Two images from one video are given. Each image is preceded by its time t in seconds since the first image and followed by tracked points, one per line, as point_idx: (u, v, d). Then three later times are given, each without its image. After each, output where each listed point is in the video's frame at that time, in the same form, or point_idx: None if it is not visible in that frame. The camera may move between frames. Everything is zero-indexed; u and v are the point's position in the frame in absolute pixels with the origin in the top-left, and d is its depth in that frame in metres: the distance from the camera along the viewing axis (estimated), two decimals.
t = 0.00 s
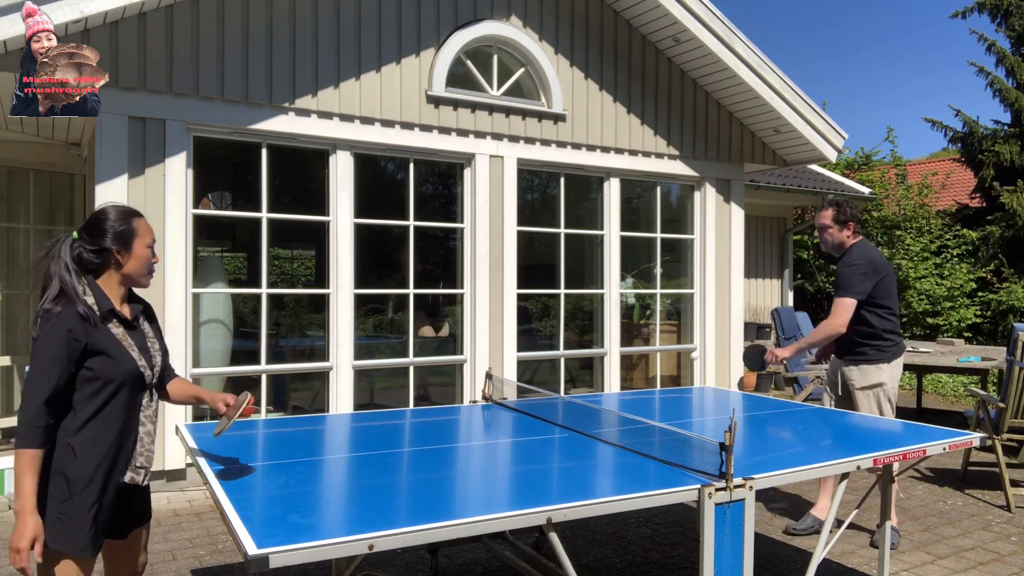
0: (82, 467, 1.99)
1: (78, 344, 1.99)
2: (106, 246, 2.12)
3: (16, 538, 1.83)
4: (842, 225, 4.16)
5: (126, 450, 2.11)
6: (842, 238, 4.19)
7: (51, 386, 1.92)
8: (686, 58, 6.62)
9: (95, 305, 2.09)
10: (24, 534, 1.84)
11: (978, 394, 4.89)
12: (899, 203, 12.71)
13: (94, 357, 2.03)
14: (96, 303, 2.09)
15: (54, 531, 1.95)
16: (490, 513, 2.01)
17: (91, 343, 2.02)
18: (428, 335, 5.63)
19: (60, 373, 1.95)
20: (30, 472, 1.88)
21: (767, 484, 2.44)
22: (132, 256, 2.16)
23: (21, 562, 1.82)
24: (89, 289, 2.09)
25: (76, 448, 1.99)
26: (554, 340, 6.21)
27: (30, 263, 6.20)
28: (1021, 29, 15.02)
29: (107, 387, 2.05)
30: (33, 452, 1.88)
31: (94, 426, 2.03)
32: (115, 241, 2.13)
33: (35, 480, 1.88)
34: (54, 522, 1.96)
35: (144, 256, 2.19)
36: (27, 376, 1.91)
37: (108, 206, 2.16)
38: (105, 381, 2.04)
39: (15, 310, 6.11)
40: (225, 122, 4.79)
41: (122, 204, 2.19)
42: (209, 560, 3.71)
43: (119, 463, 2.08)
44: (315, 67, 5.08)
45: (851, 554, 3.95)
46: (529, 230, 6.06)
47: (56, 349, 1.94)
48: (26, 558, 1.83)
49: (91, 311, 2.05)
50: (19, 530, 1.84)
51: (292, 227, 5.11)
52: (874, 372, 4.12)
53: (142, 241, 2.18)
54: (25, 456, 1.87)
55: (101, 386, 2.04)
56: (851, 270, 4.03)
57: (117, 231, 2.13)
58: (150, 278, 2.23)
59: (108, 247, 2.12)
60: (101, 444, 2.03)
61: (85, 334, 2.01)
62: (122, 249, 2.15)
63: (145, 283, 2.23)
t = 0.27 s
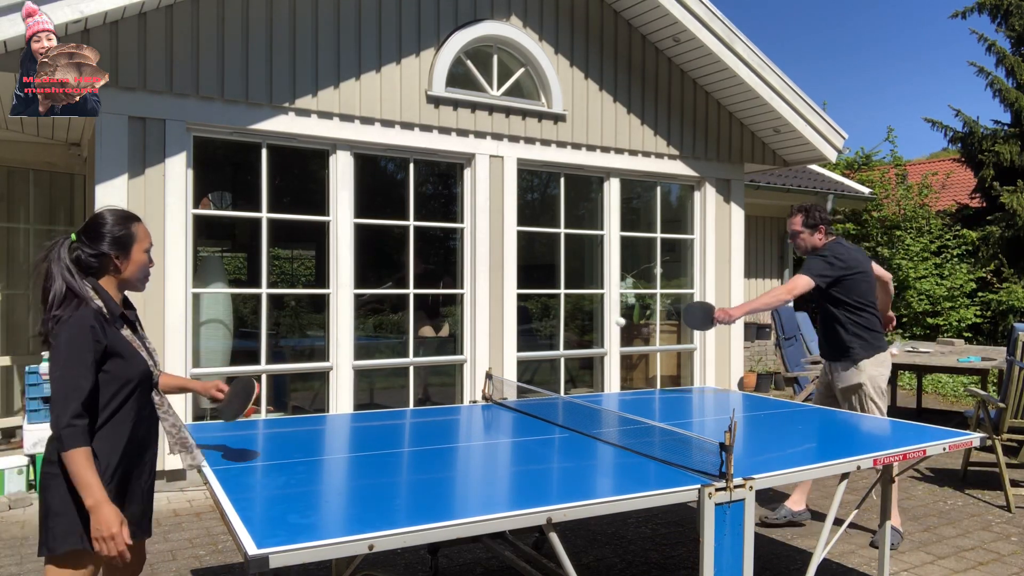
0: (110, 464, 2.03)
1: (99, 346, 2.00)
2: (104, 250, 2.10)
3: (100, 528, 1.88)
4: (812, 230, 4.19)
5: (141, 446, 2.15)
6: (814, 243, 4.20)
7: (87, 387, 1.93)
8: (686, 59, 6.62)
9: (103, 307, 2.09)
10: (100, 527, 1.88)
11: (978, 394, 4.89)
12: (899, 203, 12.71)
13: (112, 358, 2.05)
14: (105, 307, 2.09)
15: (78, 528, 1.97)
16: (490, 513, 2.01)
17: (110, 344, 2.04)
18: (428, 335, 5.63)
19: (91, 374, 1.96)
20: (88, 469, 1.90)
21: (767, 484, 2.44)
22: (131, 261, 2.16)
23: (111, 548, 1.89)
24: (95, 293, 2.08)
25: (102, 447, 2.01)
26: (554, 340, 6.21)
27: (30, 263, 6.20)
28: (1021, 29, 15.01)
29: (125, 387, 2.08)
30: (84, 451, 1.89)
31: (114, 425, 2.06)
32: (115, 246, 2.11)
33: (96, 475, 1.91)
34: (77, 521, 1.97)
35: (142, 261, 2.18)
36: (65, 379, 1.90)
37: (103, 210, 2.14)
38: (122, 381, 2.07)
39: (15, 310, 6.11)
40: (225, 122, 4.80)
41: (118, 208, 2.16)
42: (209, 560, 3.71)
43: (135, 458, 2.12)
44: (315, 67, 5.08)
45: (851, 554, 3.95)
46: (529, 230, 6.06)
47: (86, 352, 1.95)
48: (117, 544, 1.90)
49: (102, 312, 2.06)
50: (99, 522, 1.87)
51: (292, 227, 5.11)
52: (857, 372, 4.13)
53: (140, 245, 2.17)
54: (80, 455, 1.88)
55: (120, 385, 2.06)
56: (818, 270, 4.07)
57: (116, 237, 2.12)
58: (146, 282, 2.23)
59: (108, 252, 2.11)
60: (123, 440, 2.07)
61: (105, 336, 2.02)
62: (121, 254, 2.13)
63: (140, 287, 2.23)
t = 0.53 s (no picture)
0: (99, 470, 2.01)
1: (75, 352, 1.96)
2: (85, 252, 2.08)
3: (119, 512, 1.87)
4: (795, 225, 4.24)
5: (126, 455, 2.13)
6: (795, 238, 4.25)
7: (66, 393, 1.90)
8: (686, 59, 6.62)
9: (83, 312, 2.05)
10: (116, 515, 1.87)
11: (978, 394, 4.89)
12: (899, 203, 12.70)
13: (90, 366, 2.01)
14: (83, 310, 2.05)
15: (66, 536, 1.96)
16: (490, 513, 2.01)
17: (87, 351, 2.00)
18: (427, 335, 5.63)
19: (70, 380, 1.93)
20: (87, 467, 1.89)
21: (767, 485, 2.44)
22: (110, 264, 2.10)
23: (134, 530, 1.89)
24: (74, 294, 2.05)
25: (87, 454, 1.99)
26: (554, 340, 6.21)
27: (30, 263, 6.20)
28: (1021, 29, 15.01)
29: (102, 396, 2.03)
30: (76, 453, 1.88)
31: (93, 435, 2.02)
32: (94, 247, 2.08)
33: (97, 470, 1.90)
34: (63, 529, 1.96)
35: (123, 265, 2.12)
36: (43, 386, 1.88)
37: (94, 211, 2.11)
38: (100, 390, 2.03)
39: (15, 311, 6.11)
40: (225, 123, 4.80)
41: (113, 210, 2.15)
42: (209, 560, 3.71)
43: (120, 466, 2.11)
44: (315, 66, 5.08)
45: (851, 554, 3.95)
46: (529, 230, 6.06)
47: (61, 361, 1.91)
48: (141, 524, 1.91)
49: (80, 317, 2.02)
50: (115, 509, 1.86)
51: (292, 228, 5.11)
52: (835, 366, 4.18)
53: (122, 248, 2.11)
54: (74, 455, 1.87)
55: (98, 394, 2.02)
56: (810, 263, 4.07)
57: (98, 238, 2.08)
58: (129, 287, 2.17)
59: (86, 253, 2.07)
60: (106, 449, 2.05)
61: (81, 344, 1.98)
62: (100, 256, 2.09)
63: (123, 291, 2.16)
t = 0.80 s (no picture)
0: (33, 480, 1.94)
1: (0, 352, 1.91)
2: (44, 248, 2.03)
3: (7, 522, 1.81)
4: (793, 221, 4.25)
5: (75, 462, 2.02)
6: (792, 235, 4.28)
7: None
8: (686, 59, 6.62)
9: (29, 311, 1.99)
10: (8, 523, 1.81)
11: (978, 394, 4.89)
12: (900, 203, 12.70)
13: (19, 366, 1.95)
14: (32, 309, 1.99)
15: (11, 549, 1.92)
16: (490, 513, 2.01)
17: (16, 351, 1.93)
18: (427, 335, 5.63)
19: None
20: None
21: (767, 485, 2.44)
22: (71, 259, 2.04)
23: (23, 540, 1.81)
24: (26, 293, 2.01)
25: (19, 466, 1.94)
26: (554, 340, 6.21)
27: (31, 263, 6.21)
28: (1021, 29, 15.02)
29: (32, 401, 1.95)
30: None
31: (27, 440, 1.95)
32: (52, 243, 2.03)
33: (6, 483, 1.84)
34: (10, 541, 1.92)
35: (86, 259, 2.06)
36: None
37: (63, 207, 2.08)
38: (29, 394, 1.95)
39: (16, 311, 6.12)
40: (225, 123, 4.79)
41: (83, 207, 2.11)
42: (209, 560, 3.71)
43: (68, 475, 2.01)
44: (315, 66, 5.08)
45: (851, 554, 3.95)
46: (529, 230, 6.06)
47: None
48: (29, 536, 1.81)
49: (22, 316, 1.97)
50: (7, 517, 1.81)
51: (292, 228, 5.11)
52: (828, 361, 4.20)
53: (85, 242, 2.06)
54: None
55: (27, 398, 1.95)
56: (834, 261, 4.13)
57: (57, 232, 2.03)
58: (95, 286, 2.09)
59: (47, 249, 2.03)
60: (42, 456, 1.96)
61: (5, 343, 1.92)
62: (60, 251, 2.03)
63: (88, 290, 2.09)
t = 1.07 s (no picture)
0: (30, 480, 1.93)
1: None
2: (38, 243, 2.04)
3: None
4: (801, 222, 4.20)
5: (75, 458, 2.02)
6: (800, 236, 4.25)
7: None
8: (686, 59, 6.62)
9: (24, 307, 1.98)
10: None
11: (978, 394, 4.88)
12: (900, 203, 12.70)
13: (18, 363, 1.95)
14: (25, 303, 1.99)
15: (7, 553, 1.94)
16: (490, 513, 2.01)
17: (12, 347, 1.94)
18: (428, 335, 5.63)
19: None
20: None
21: (767, 485, 2.44)
22: (69, 252, 2.07)
23: None
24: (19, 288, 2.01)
25: None
26: (554, 340, 6.21)
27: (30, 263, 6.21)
28: (1021, 29, 15.01)
29: (32, 397, 1.95)
30: None
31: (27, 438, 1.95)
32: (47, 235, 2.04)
33: None
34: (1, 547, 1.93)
35: (82, 252, 2.09)
36: None
37: (48, 200, 2.09)
38: (28, 390, 1.95)
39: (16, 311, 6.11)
40: (225, 123, 4.79)
41: (66, 200, 2.12)
42: (209, 560, 3.70)
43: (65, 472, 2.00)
44: (315, 66, 5.08)
45: (852, 554, 3.95)
46: (529, 231, 6.06)
47: None
48: None
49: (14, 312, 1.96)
50: None
51: (292, 228, 5.11)
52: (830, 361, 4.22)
53: (81, 236, 2.09)
54: None
55: (29, 395, 1.95)
56: (839, 266, 4.14)
57: (51, 226, 2.04)
58: (90, 278, 2.12)
59: (41, 242, 2.04)
60: (42, 454, 1.96)
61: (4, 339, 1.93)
62: (56, 244, 2.05)
63: (83, 282, 2.11)
